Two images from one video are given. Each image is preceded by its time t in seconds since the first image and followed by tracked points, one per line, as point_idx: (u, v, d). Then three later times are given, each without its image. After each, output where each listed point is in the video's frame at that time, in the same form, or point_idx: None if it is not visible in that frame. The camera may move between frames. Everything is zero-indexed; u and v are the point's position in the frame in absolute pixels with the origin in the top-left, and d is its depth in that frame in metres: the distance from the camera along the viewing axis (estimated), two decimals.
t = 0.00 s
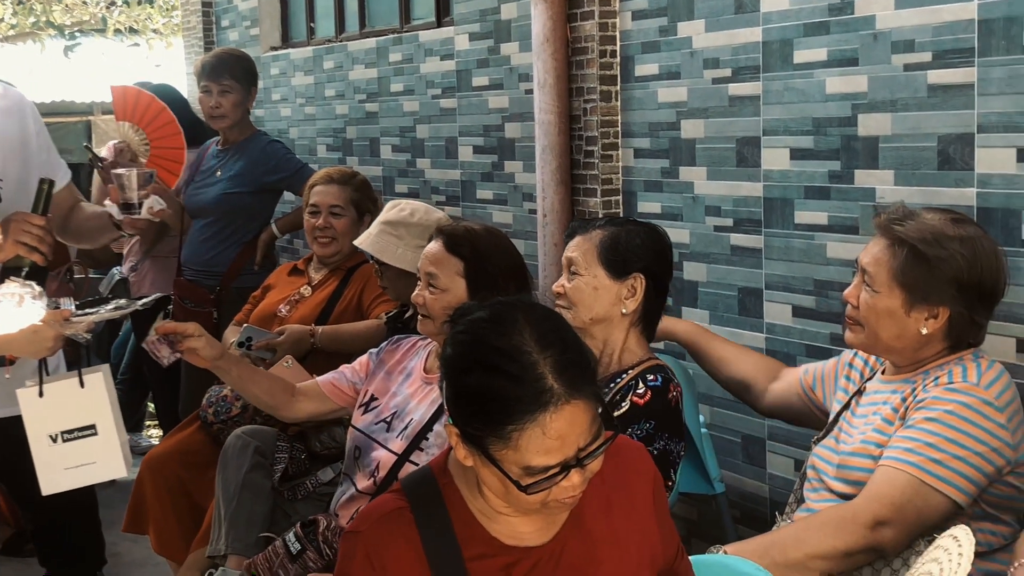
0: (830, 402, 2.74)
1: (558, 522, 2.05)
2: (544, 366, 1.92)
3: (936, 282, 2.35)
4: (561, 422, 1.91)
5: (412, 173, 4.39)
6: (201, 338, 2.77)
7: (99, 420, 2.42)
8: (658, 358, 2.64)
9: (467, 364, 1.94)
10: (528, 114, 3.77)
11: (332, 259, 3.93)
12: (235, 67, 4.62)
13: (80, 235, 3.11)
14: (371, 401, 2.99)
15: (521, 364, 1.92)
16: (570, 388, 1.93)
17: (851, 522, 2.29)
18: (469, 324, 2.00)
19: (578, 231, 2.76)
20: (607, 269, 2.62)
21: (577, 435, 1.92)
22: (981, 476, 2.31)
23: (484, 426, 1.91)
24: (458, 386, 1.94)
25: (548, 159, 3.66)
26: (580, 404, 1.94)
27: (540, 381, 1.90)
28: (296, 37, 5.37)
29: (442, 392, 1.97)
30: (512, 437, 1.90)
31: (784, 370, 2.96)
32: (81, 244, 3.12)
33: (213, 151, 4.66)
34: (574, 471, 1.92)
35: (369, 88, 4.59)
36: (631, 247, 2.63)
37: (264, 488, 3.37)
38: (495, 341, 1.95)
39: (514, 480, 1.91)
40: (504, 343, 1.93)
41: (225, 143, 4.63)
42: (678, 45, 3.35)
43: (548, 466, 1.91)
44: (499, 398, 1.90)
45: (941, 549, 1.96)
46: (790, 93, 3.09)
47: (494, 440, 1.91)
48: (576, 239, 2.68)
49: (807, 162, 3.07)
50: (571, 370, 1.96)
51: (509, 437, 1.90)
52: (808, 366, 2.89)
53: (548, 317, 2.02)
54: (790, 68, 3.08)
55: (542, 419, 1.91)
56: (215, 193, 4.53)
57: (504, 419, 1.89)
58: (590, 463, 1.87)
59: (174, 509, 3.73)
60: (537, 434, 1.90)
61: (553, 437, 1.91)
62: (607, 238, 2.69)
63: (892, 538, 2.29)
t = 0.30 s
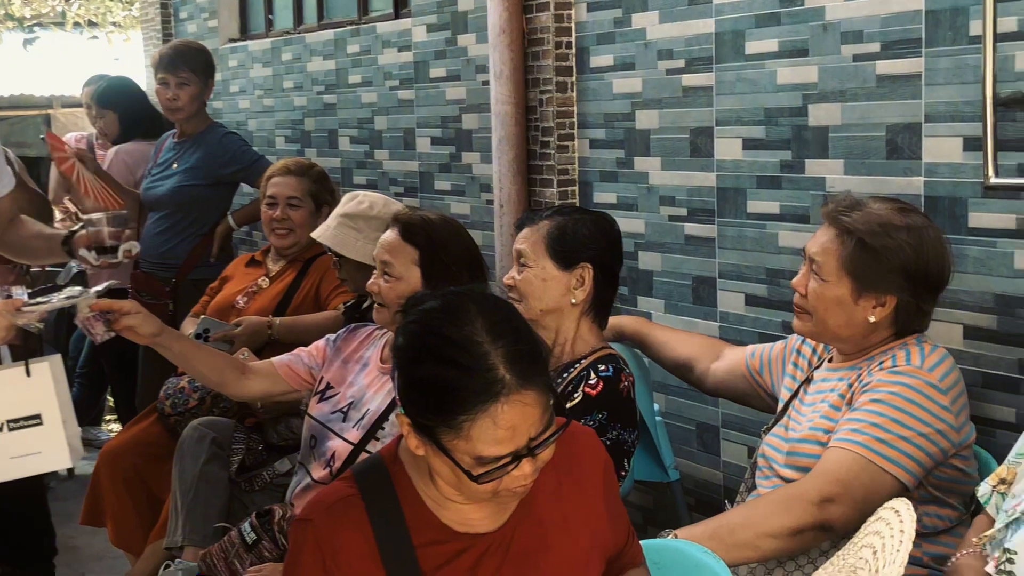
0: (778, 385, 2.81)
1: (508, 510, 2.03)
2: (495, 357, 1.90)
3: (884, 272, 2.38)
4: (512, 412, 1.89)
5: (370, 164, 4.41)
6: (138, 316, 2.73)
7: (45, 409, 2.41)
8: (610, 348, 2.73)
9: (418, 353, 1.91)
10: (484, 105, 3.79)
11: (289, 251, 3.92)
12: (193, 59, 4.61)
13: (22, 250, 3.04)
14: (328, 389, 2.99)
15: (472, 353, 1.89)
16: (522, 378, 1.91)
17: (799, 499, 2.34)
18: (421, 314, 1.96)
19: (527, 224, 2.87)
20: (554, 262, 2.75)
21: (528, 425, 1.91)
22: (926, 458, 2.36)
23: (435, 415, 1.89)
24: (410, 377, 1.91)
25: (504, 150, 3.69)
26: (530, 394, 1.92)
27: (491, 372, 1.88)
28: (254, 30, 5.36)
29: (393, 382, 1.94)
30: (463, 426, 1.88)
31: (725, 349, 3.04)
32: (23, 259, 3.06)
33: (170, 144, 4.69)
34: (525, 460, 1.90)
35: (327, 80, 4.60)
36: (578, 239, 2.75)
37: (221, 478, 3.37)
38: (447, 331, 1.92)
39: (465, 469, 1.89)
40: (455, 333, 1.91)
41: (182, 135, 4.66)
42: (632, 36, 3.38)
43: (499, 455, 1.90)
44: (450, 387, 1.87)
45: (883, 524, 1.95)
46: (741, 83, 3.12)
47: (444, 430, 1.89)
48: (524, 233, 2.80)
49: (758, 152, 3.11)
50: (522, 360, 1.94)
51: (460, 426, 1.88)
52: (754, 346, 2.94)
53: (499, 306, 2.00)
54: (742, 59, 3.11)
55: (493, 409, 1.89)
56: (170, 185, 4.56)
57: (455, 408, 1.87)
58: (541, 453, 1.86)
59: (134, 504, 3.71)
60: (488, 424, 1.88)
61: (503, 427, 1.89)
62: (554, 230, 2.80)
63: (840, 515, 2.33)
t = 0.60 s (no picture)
0: (728, 369, 2.86)
1: (461, 498, 2.01)
2: (450, 345, 1.87)
3: (831, 259, 2.42)
4: (465, 400, 1.87)
5: (328, 157, 4.45)
6: (87, 309, 2.65)
7: None
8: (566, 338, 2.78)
9: (373, 342, 1.88)
10: (441, 97, 3.82)
11: (247, 244, 3.90)
12: (149, 52, 4.69)
13: None
14: (283, 381, 2.97)
15: (427, 342, 1.86)
16: (476, 367, 1.89)
17: (743, 482, 2.37)
18: (376, 302, 1.93)
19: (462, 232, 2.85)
20: (502, 261, 2.76)
21: (482, 413, 1.89)
22: (870, 441, 2.41)
23: (388, 404, 1.86)
24: (364, 365, 1.88)
25: (461, 141, 3.73)
26: (485, 383, 1.90)
27: (445, 361, 1.85)
28: (211, 22, 5.34)
29: (347, 370, 1.90)
30: (417, 414, 1.85)
31: (670, 329, 3.11)
32: None
33: (126, 137, 4.75)
34: (478, 449, 1.89)
35: (285, 72, 4.62)
36: (519, 235, 2.76)
37: (177, 471, 3.34)
38: (401, 319, 1.89)
39: (419, 458, 1.87)
40: (409, 321, 1.88)
41: (138, 127, 4.71)
42: (588, 28, 3.40)
43: (453, 444, 1.88)
44: (404, 375, 1.84)
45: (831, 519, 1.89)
46: (695, 75, 3.14)
47: (398, 418, 1.86)
48: (464, 238, 2.80)
49: (712, 143, 3.13)
50: (476, 349, 1.91)
51: (414, 414, 1.85)
52: (702, 328, 3.00)
53: (454, 294, 1.97)
54: (696, 50, 3.13)
55: (447, 398, 1.86)
56: (127, 177, 4.63)
57: (409, 397, 1.84)
58: (495, 441, 1.84)
59: (91, 498, 3.69)
60: (441, 413, 1.86)
61: (457, 415, 1.87)
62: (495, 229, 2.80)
63: (784, 497, 2.36)
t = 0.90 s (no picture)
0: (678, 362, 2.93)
1: (414, 480, 2.01)
2: (403, 327, 1.86)
3: (776, 245, 2.49)
4: (418, 382, 1.86)
5: (283, 146, 4.44)
6: (68, 312, 2.68)
7: None
8: (520, 324, 2.81)
9: (325, 323, 1.85)
10: (396, 86, 3.82)
11: (202, 233, 3.87)
12: (104, 41, 4.61)
13: None
14: (236, 372, 2.95)
15: (380, 325, 1.84)
16: (430, 349, 1.88)
17: (686, 465, 2.44)
18: (327, 285, 1.91)
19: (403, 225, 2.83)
20: (448, 255, 2.77)
21: (436, 395, 1.88)
22: (814, 424, 2.47)
23: (341, 386, 1.84)
24: (316, 348, 1.86)
25: (416, 130, 3.73)
26: (438, 365, 1.89)
27: (398, 343, 1.84)
28: (165, 12, 5.28)
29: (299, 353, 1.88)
30: (370, 397, 1.84)
31: (616, 322, 3.16)
32: None
33: (80, 127, 4.72)
34: (431, 431, 1.88)
35: (239, 62, 4.62)
36: (458, 228, 2.76)
37: (132, 461, 3.31)
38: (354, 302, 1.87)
39: (371, 440, 1.86)
40: (362, 304, 1.86)
41: (93, 118, 4.69)
42: (542, 16, 3.41)
43: (405, 426, 1.87)
44: (358, 358, 1.82)
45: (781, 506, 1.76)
46: (649, 62, 3.15)
47: (351, 401, 1.85)
48: (402, 242, 2.79)
49: (665, 131, 3.14)
50: (430, 332, 1.90)
51: (367, 397, 1.84)
52: (649, 321, 3.06)
53: (406, 277, 1.95)
54: (649, 38, 3.14)
55: (400, 380, 1.85)
56: (82, 168, 4.61)
57: (362, 379, 1.83)
58: (449, 424, 1.84)
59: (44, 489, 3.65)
60: (393, 395, 1.85)
61: (410, 397, 1.86)
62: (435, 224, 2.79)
63: (727, 480, 2.42)
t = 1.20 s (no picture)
0: (626, 341, 2.95)
1: (359, 455, 2.01)
2: (350, 305, 1.84)
3: (712, 225, 2.52)
4: (366, 360, 1.85)
5: (233, 130, 4.46)
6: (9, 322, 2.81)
7: None
8: (470, 305, 2.81)
9: (272, 302, 1.82)
10: (345, 69, 3.82)
11: (149, 218, 3.83)
12: (54, 25, 4.59)
13: None
14: (183, 357, 2.93)
15: (329, 303, 1.82)
16: (377, 327, 1.86)
17: (630, 446, 2.43)
18: (274, 261, 1.87)
19: (349, 209, 2.82)
20: (397, 237, 2.77)
21: (382, 372, 1.88)
22: (756, 402, 2.51)
23: (288, 364, 1.82)
24: (263, 325, 1.83)
25: (365, 112, 3.73)
26: (385, 343, 1.87)
27: (345, 321, 1.82)
28: None
29: (245, 330, 1.85)
30: (318, 374, 1.82)
31: (565, 302, 3.18)
32: None
33: (29, 111, 4.66)
34: (377, 408, 1.88)
35: (188, 45, 4.63)
36: (407, 209, 2.76)
37: (82, 445, 3.24)
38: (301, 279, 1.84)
39: (318, 417, 1.85)
40: (309, 281, 1.83)
41: (42, 101, 4.63)
42: None
43: (352, 403, 1.87)
44: (306, 336, 1.80)
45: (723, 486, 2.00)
46: (596, 43, 3.16)
47: (298, 379, 1.83)
48: (351, 224, 2.79)
49: (613, 111, 3.15)
50: (378, 309, 1.88)
51: (314, 374, 1.82)
52: (597, 300, 3.07)
53: (355, 254, 1.92)
54: (596, 19, 3.15)
55: (347, 357, 1.84)
56: (31, 151, 4.56)
57: (309, 358, 1.81)
58: (396, 402, 1.84)
59: None
60: (341, 372, 1.84)
61: (358, 374, 1.85)
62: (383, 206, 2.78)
63: (668, 458, 2.43)
